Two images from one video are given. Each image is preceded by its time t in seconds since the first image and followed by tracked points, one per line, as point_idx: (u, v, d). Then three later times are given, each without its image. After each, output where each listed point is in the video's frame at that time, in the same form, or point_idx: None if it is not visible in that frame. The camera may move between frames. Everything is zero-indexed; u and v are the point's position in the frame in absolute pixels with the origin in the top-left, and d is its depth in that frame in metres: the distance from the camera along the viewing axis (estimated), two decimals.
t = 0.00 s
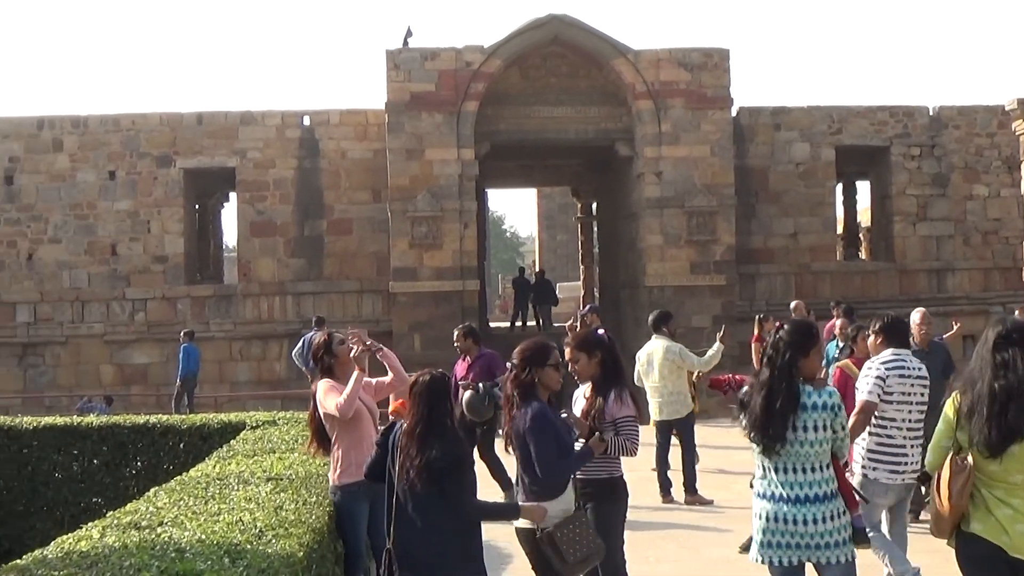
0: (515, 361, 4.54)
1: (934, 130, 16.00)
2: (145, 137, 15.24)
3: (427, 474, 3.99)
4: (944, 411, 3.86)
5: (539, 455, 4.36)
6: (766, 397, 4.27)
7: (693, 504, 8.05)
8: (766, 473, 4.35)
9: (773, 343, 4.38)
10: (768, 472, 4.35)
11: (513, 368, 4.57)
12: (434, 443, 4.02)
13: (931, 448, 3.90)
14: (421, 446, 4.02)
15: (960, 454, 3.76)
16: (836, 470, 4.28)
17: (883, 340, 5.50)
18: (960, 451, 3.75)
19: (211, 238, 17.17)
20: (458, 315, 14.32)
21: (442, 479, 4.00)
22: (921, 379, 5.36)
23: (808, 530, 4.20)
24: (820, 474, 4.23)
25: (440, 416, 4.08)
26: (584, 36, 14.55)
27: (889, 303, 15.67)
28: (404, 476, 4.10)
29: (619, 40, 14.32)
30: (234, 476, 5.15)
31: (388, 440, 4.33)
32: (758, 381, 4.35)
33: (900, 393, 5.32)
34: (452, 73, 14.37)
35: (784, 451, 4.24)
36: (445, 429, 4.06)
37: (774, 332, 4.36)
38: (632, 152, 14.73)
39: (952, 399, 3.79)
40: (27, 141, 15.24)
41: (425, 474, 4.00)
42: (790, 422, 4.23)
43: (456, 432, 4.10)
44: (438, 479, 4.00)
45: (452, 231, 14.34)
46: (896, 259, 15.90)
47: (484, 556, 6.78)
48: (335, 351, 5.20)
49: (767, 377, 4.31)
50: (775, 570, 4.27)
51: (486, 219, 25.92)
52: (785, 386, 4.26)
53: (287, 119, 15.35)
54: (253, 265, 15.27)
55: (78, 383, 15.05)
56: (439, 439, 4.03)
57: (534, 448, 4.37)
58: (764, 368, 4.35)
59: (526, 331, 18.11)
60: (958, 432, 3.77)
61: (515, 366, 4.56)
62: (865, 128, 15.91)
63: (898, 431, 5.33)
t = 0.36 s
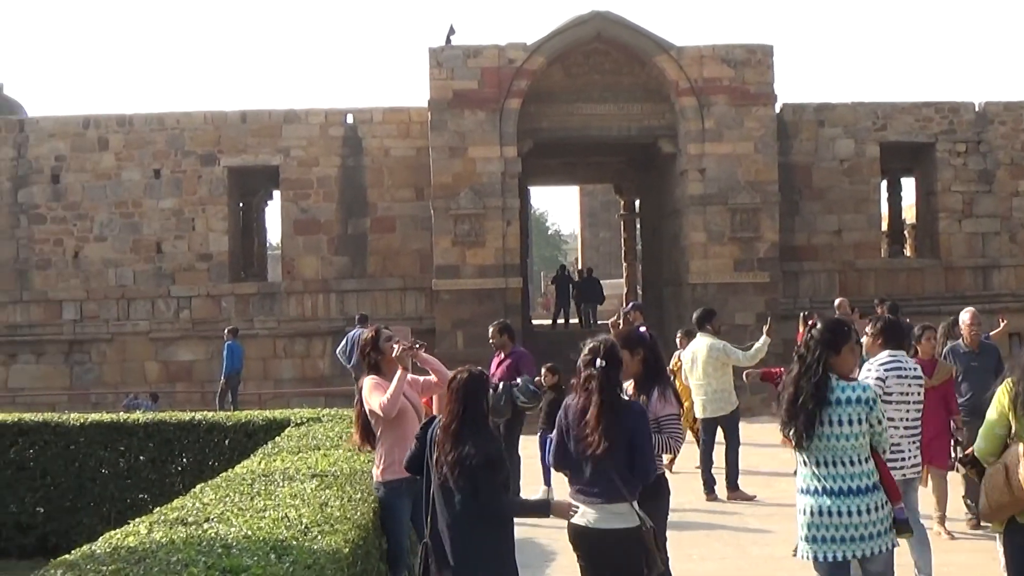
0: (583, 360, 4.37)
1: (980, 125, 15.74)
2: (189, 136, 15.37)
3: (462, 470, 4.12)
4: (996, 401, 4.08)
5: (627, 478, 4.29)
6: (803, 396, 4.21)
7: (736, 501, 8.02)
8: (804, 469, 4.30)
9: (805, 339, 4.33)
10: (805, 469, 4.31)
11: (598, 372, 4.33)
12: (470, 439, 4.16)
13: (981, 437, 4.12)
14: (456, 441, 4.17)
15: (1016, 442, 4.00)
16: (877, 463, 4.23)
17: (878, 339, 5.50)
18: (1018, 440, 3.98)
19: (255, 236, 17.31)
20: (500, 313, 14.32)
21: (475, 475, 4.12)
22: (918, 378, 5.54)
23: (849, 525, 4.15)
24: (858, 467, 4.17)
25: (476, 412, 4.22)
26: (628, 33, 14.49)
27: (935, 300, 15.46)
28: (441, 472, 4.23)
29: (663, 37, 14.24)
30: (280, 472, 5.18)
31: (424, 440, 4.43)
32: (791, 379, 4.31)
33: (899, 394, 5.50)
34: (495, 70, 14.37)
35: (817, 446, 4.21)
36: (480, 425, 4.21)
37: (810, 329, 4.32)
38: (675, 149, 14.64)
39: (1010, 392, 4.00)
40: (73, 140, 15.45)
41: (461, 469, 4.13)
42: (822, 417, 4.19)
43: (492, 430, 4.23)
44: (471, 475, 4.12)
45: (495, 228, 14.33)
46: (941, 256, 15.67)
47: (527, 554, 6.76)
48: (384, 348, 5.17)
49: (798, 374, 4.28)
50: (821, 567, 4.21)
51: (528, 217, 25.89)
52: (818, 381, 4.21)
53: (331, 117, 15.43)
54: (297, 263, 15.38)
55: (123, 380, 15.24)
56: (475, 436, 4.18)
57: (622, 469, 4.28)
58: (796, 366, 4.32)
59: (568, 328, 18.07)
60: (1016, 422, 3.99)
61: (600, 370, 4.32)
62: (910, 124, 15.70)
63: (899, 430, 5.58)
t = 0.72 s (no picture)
0: (655, 354, 4.33)
1: None
2: (236, 134, 15.50)
3: (499, 464, 4.11)
4: None
5: (712, 469, 4.30)
6: (883, 392, 4.15)
7: (782, 500, 7.94)
8: (868, 459, 4.27)
9: (877, 333, 4.23)
10: (869, 459, 4.28)
11: (677, 365, 4.29)
12: (506, 434, 4.16)
13: None
14: (492, 437, 4.16)
15: None
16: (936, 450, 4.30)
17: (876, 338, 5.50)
18: None
19: (300, 233, 17.41)
20: (545, 310, 14.28)
21: (511, 470, 4.10)
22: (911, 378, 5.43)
23: (917, 512, 4.20)
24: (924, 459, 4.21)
25: (511, 407, 4.21)
26: (673, 30, 14.42)
27: (983, 298, 15.21)
28: (477, 469, 4.21)
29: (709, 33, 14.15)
30: (327, 469, 5.18)
31: (462, 438, 4.48)
32: (865, 373, 4.22)
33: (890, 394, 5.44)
34: (540, 68, 14.34)
35: (894, 440, 4.18)
36: (515, 421, 4.20)
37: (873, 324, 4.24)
38: (721, 146, 14.52)
39: None
40: (121, 138, 15.62)
41: (497, 464, 4.12)
42: (899, 411, 4.16)
43: (528, 424, 4.23)
44: (512, 468, 4.10)
45: (539, 225, 14.30)
46: (990, 254, 15.42)
47: (573, 552, 6.72)
48: (438, 346, 5.16)
49: (874, 369, 4.19)
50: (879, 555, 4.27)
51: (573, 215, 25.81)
52: (897, 375, 4.16)
53: (376, 115, 15.49)
54: (342, 260, 15.46)
55: (170, 377, 15.37)
56: (511, 430, 4.18)
57: (708, 459, 4.30)
58: (868, 359, 4.22)
59: (613, 326, 17.99)
60: None
61: (678, 363, 4.30)
62: (958, 121, 15.47)
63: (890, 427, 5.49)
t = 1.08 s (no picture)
0: (695, 351, 4.29)
1: None
2: (280, 131, 15.59)
3: (535, 458, 4.08)
4: None
5: (749, 465, 4.28)
6: (957, 383, 4.33)
7: (828, 495, 7.86)
8: (928, 448, 4.43)
9: (943, 325, 4.42)
10: (928, 448, 4.43)
11: (717, 363, 4.27)
12: (543, 427, 4.11)
13: None
14: (528, 430, 4.12)
15: None
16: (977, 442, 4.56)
17: (888, 326, 5.55)
18: None
19: (345, 230, 17.49)
20: (590, 305, 14.23)
21: (547, 464, 4.06)
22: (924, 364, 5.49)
23: (976, 500, 4.40)
24: (979, 450, 4.43)
25: (546, 402, 4.16)
26: (717, 24, 14.32)
27: None
28: (515, 462, 4.18)
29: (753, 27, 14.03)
30: (372, 464, 5.19)
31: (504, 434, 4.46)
32: (937, 363, 4.38)
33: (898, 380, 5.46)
34: (583, 62, 14.27)
35: (963, 431, 4.36)
36: (553, 414, 4.15)
37: (940, 315, 4.42)
38: (765, 140, 14.39)
39: None
40: (166, 135, 15.74)
41: (533, 458, 4.09)
42: (970, 402, 4.35)
43: (565, 417, 4.18)
44: (550, 463, 4.06)
45: (583, 220, 14.25)
46: None
47: (617, 546, 6.69)
48: (488, 338, 5.16)
49: (947, 358, 4.37)
50: (925, 538, 4.48)
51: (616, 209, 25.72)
52: (966, 364, 4.38)
53: (420, 111, 15.51)
54: (387, 256, 15.51)
55: (216, 372, 15.50)
56: (548, 423, 4.13)
57: (746, 455, 4.27)
58: (938, 349, 4.40)
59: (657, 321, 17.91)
60: None
61: (717, 361, 4.27)
62: (1006, 113, 15.23)
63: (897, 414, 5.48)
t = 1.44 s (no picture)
0: (702, 347, 4.28)
1: None
2: (320, 124, 15.66)
3: (571, 451, 4.05)
4: None
5: (765, 455, 4.29)
6: (965, 372, 4.49)
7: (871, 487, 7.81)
8: (939, 436, 4.60)
9: (953, 317, 4.58)
10: (940, 435, 4.61)
11: (723, 356, 4.26)
12: (580, 420, 4.08)
13: None
14: (565, 423, 4.09)
15: None
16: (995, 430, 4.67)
17: (894, 320, 5.83)
18: None
19: (384, 222, 17.54)
20: (629, 297, 14.18)
21: (583, 457, 4.04)
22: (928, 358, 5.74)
23: (988, 487, 4.55)
24: (989, 438, 4.58)
25: (584, 395, 4.13)
26: (757, 15, 14.21)
27: None
28: (552, 455, 4.16)
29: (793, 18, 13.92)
30: (413, 456, 5.19)
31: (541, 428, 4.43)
32: (946, 354, 4.55)
33: (905, 371, 5.74)
34: (623, 54, 14.21)
35: (973, 418, 4.52)
36: (590, 407, 4.12)
37: (951, 307, 4.58)
38: (805, 131, 14.26)
39: None
40: (206, 129, 15.84)
41: (569, 452, 4.06)
42: (979, 390, 4.51)
43: (603, 410, 4.15)
44: (582, 458, 4.04)
45: (622, 212, 14.20)
46: None
47: (657, 538, 6.67)
48: (525, 331, 5.12)
49: (954, 349, 4.54)
50: (943, 525, 4.62)
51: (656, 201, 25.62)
52: (974, 355, 4.53)
53: (459, 103, 15.53)
54: (426, 249, 15.55)
55: (257, 365, 15.59)
56: (586, 416, 4.09)
57: (762, 446, 4.28)
58: (946, 340, 4.57)
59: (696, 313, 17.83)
60: None
61: (724, 355, 4.27)
62: None
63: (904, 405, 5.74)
